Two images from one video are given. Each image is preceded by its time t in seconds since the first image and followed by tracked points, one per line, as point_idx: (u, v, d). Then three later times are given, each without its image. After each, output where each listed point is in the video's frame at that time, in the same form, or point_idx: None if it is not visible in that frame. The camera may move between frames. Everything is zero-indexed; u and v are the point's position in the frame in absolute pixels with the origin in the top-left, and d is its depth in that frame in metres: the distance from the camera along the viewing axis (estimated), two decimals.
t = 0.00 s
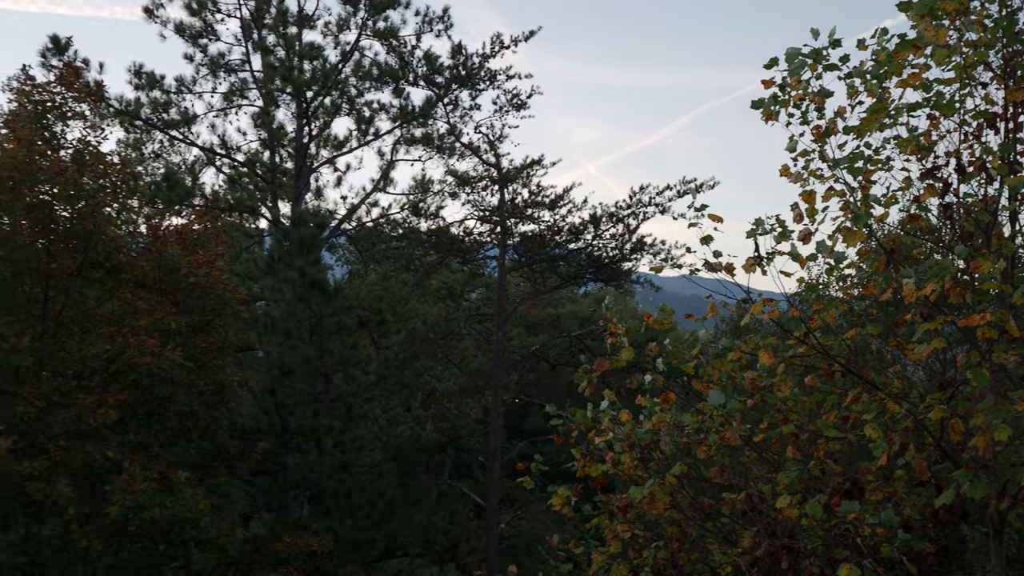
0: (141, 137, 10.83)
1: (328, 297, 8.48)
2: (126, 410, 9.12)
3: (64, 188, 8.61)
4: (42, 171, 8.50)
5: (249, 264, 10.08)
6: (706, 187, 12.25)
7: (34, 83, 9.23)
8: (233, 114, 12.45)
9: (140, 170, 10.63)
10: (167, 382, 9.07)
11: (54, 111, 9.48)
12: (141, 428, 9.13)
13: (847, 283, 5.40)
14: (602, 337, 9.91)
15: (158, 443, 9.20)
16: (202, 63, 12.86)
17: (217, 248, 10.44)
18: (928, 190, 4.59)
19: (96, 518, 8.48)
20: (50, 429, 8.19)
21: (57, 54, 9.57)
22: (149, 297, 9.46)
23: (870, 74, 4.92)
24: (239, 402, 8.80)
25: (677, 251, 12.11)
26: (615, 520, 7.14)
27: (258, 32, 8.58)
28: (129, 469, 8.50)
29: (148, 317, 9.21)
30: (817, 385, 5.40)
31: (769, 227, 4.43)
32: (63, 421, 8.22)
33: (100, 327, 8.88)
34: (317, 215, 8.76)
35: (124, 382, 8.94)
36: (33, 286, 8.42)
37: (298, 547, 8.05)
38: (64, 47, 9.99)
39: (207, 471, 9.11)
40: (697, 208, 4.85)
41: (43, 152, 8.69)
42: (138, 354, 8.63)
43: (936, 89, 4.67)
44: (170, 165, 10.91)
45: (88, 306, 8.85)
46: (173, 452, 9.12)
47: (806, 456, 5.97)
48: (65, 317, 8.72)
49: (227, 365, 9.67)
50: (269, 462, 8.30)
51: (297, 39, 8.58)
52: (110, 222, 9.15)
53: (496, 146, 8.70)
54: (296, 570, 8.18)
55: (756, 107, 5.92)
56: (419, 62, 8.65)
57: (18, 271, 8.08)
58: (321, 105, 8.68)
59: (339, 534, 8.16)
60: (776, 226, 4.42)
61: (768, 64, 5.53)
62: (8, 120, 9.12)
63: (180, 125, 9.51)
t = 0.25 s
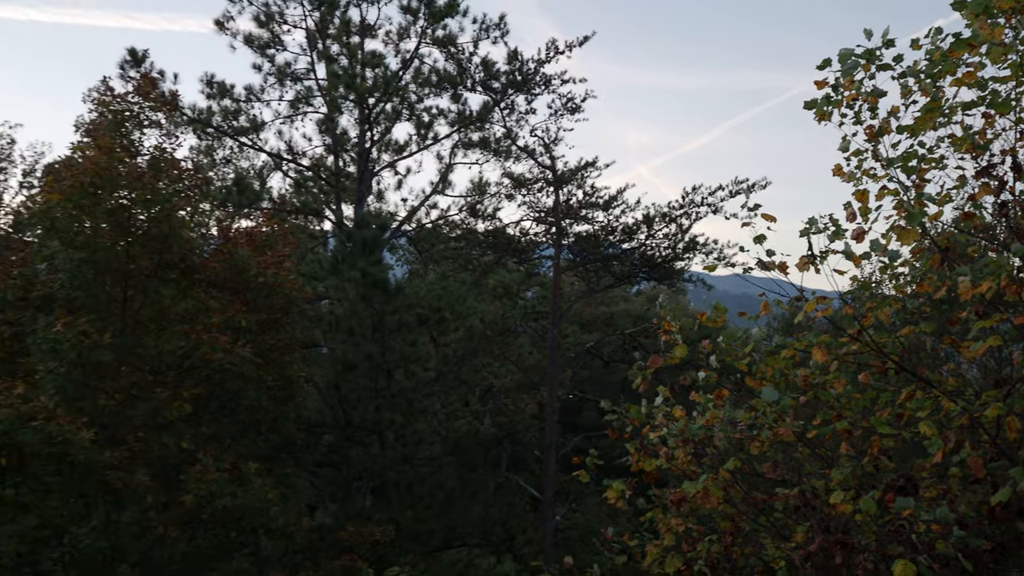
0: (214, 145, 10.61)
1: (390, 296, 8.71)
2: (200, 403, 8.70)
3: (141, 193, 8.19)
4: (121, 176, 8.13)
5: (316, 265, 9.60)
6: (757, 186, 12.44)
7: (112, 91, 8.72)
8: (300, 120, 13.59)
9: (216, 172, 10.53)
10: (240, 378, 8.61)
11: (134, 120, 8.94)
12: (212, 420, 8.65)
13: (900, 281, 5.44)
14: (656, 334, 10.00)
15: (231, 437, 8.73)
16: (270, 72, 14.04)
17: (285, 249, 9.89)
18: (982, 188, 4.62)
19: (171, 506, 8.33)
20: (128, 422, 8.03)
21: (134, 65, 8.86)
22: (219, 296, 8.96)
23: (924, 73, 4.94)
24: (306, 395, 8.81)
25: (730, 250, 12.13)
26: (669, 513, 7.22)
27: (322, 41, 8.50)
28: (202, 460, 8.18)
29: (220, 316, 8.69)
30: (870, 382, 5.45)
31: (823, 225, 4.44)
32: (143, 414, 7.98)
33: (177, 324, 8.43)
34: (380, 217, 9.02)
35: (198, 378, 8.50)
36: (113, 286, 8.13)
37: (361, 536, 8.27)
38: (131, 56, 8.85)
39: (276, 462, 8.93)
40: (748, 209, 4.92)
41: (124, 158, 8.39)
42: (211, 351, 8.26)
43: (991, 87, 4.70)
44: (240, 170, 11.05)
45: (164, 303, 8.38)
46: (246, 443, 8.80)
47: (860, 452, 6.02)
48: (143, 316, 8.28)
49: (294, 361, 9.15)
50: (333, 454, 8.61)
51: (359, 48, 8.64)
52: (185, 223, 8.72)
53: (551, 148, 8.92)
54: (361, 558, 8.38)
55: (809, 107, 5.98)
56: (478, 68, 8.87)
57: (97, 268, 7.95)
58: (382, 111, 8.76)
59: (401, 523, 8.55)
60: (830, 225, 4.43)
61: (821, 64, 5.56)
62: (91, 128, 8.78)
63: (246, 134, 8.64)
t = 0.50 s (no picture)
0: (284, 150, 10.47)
1: (449, 292, 9.09)
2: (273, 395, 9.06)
3: (215, 197, 8.63)
4: (197, 180, 8.60)
5: (379, 263, 9.49)
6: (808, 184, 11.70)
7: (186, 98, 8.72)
8: (361, 125, 13.92)
9: (283, 176, 10.51)
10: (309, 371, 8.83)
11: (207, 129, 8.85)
12: (283, 411, 8.96)
13: (951, 275, 5.52)
14: (708, 329, 10.11)
15: (300, 425, 9.05)
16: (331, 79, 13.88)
17: (351, 249, 9.79)
18: None
19: (246, 491, 8.71)
20: (206, 411, 8.54)
21: (207, 76, 8.61)
22: (290, 292, 9.07)
23: (975, 70, 5.01)
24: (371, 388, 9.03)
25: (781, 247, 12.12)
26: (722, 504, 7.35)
27: (384, 50, 8.90)
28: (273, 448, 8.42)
29: (289, 311, 8.93)
30: (921, 375, 5.56)
31: (875, 221, 4.23)
32: (219, 404, 8.42)
33: (250, 319, 8.74)
34: (439, 217, 9.38)
35: (270, 371, 8.84)
36: (190, 284, 8.62)
37: (423, 521, 8.75)
38: (206, 65, 8.64)
39: (341, 451, 9.10)
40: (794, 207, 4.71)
41: (198, 164, 8.76)
42: (281, 344, 8.51)
43: None
44: (307, 173, 11.22)
45: (236, 301, 8.63)
46: (314, 431, 9.08)
47: (912, 444, 6.10)
48: (218, 311, 8.73)
49: (359, 354, 9.36)
50: (395, 444, 8.99)
51: (419, 55, 9.00)
52: (256, 223, 8.92)
53: (604, 148, 9.17)
54: (423, 541, 8.96)
55: (858, 106, 6.08)
56: (532, 72, 9.18)
57: (176, 267, 8.42)
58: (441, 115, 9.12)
59: (461, 510, 8.90)
60: (881, 221, 4.24)
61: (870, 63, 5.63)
62: (170, 136, 8.79)
63: (313, 140, 8.77)
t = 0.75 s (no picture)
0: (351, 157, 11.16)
1: (507, 289, 9.60)
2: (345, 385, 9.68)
3: (289, 201, 9.16)
4: (273, 186, 9.15)
5: (440, 260, 10.16)
6: (853, 182, 12.17)
7: (263, 109, 9.31)
8: (424, 132, 15.02)
9: (350, 181, 11.13)
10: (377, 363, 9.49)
11: (281, 137, 9.42)
12: (353, 401, 9.53)
13: (997, 270, 5.82)
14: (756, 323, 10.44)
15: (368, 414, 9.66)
16: (393, 89, 14.45)
17: (414, 248, 10.31)
18: None
19: (318, 475, 9.31)
20: (281, 401, 9.07)
21: (280, 87, 9.24)
22: (357, 289, 9.68)
23: (1021, 69, 5.30)
24: (433, 379, 9.68)
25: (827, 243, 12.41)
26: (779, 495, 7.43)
27: (444, 60, 9.41)
28: (343, 435, 9.06)
29: (357, 307, 9.53)
30: (968, 367, 5.86)
31: (921, 218, 4.01)
32: (292, 393, 9.04)
33: (320, 314, 9.27)
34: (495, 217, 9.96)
35: (339, 362, 9.43)
36: (266, 282, 9.17)
37: (483, 504, 9.19)
38: (279, 79, 9.28)
39: (406, 437, 9.62)
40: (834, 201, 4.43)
41: (274, 170, 9.37)
42: (350, 338, 9.12)
43: None
44: (372, 176, 11.89)
45: (307, 297, 9.23)
46: (380, 420, 9.62)
47: (959, 435, 6.36)
48: (291, 308, 9.21)
49: (423, 347, 10.00)
50: (457, 432, 9.53)
51: (477, 65, 9.51)
52: (325, 223, 9.52)
53: (654, 150, 9.62)
54: (483, 523, 9.38)
55: (905, 104, 6.40)
56: (584, 78, 9.65)
57: (254, 266, 9.08)
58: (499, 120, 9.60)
59: (518, 495, 9.34)
60: (928, 218, 4.01)
61: (918, 61, 5.88)
62: (244, 144, 9.45)
63: (378, 146, 9.31)
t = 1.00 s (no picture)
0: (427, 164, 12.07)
1: (572, 285, 10.41)
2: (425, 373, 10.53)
3: (373, 205, 10.00)
4: (359, 193, 10.00)
5: (510, 259, 11.31)
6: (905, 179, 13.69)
7: (349, 123, 10.31)
8: (495, 140, 16.42)
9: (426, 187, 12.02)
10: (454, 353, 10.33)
11: (365, 148, 10.44)
12: (433, 387, 10.48)
13: None
14: (811, 315, 10.91)
15: (446, 400, 10.54)
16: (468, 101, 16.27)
17: (485, 246, 11.05)
18: None
19: (402, 455, 10.26)
20: (368, 388, 9.94)
21: (364, 104, 10.15)
22: (435, 286, 10.46)
23: None
24: (504, 366, 10.50)
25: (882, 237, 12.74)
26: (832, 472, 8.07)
27: (512, 73, 10.17)
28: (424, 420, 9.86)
29: (436, 302, 10.31)
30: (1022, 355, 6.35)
31: (976, 211, 4.55)
32: (378, 381, 9.93)
33: (402, 308, 10.13)
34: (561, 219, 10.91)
35: (419, 353, 10.26)
36: (353, 280, 10.07)
37: (552, 484, 10.03)
38: (363, 96, 10.16)
39: (482, 421, 10.61)
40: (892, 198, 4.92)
41: (360, 178, 10.20)
42: (430, 331, 9.87)
43: None
44: (446, 182, 12.76)
45: (390, 294, 10.08)
46: (457, 405, 10.53)
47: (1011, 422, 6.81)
48: (376, 303, 10.12)
49: (495, 337, 10.74)
50: (528, 417, 10.38)
51: (543, 77, 10.25)
52: (405, 225, 10.36)
53: (711, 153, 10.23)
54: (552, 502, 10.11)
55: (959, 102, 6.87)
56: (644, 86, 10.32)
57: (343, 266, 9.93)
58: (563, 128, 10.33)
59: (584, 476, 10.15)
60: (981, 212, 4.54)
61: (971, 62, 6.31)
62: (331, 155, 10.36)
63: (453, 155, 10.16)
